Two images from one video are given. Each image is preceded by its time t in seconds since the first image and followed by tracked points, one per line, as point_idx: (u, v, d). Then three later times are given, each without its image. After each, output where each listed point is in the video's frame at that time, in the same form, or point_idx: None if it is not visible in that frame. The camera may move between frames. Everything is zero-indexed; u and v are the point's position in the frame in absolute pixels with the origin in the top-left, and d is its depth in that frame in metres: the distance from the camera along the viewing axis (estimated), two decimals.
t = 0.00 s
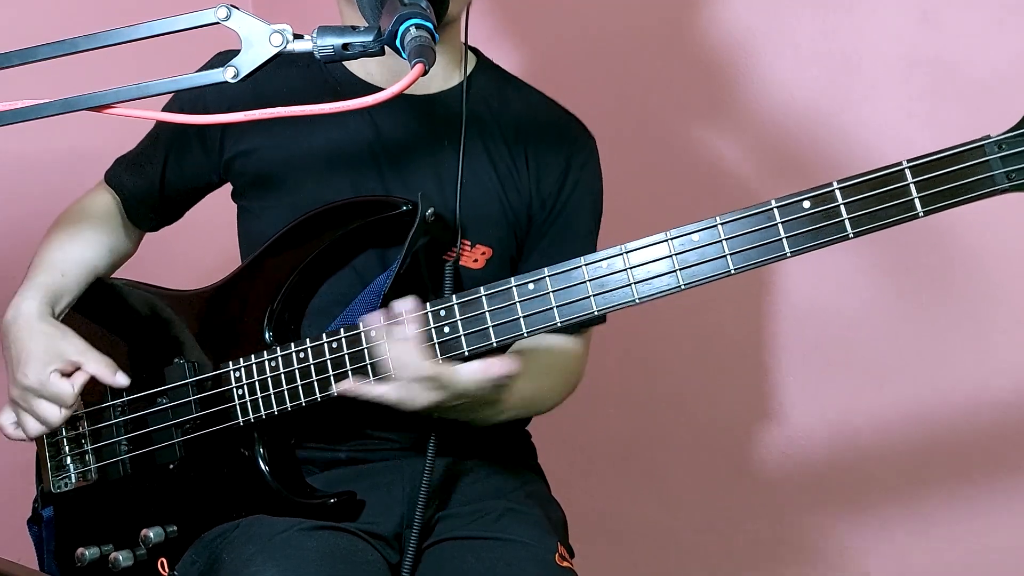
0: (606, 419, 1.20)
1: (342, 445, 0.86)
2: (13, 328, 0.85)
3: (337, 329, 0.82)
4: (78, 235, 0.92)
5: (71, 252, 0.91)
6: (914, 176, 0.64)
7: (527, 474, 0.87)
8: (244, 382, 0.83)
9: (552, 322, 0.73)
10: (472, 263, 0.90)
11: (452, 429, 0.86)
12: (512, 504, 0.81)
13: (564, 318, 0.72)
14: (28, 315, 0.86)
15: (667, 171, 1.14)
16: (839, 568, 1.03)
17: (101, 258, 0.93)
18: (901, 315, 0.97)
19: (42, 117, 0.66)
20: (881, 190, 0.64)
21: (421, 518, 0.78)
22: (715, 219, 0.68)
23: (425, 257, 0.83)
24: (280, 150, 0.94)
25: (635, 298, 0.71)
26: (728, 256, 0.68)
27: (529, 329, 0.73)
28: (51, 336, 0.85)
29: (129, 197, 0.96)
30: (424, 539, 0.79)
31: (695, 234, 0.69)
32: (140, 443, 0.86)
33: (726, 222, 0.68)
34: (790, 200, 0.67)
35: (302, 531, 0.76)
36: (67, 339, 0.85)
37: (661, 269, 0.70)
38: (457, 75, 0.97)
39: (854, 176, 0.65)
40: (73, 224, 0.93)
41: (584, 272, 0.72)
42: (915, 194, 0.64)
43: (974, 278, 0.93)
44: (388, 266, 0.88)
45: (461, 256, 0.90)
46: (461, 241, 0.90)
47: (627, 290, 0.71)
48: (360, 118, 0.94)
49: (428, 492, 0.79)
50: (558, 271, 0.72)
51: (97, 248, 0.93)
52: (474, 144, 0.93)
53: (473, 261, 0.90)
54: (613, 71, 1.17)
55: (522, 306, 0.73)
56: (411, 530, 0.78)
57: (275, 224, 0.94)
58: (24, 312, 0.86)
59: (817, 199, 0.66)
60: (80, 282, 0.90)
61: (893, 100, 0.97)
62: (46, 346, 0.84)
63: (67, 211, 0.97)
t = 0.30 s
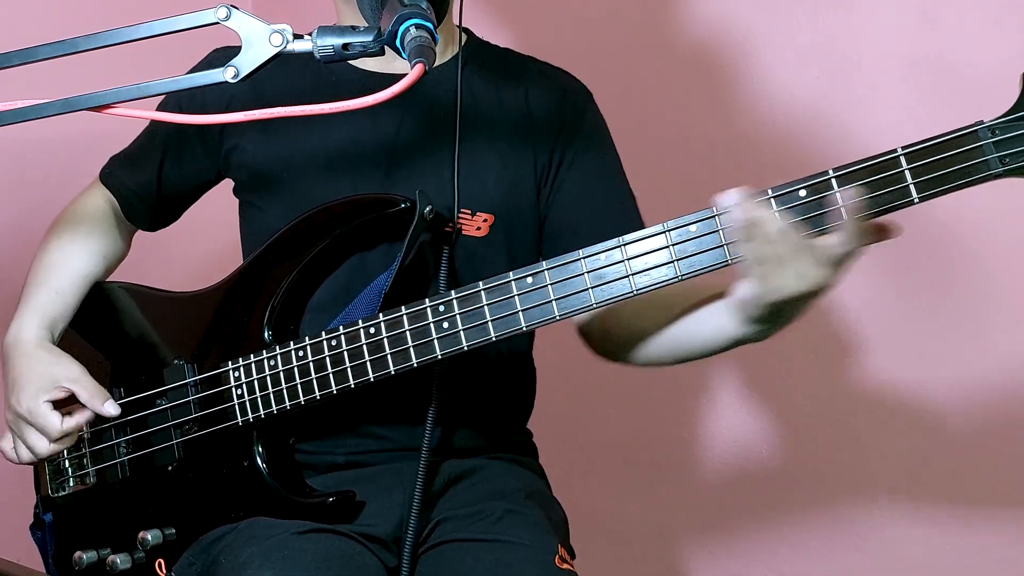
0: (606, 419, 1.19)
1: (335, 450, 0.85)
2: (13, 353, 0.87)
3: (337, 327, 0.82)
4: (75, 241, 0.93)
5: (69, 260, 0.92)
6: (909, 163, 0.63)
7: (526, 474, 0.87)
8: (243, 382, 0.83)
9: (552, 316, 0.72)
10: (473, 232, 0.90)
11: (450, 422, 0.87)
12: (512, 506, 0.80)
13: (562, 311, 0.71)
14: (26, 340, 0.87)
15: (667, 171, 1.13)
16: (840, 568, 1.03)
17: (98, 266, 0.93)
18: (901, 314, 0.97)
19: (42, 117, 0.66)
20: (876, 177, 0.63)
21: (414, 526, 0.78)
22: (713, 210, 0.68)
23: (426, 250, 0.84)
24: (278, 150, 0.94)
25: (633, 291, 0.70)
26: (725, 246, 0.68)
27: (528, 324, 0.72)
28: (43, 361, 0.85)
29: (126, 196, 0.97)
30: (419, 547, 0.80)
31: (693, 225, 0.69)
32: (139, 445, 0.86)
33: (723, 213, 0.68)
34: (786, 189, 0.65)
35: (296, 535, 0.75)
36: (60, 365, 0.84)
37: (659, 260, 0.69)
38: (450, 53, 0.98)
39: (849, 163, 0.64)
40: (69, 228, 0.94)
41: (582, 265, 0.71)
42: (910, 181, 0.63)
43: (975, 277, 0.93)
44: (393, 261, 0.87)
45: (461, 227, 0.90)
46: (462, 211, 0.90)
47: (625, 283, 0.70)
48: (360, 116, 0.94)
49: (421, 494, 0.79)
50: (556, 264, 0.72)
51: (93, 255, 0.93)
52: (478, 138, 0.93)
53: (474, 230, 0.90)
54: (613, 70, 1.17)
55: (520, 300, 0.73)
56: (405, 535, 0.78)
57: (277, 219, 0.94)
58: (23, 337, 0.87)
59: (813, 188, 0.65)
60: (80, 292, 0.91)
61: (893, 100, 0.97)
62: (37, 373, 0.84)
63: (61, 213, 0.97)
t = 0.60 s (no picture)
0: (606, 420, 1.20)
1: (337, 447, 0.85)
2: (65, 366, 0.85)
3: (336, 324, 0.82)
4: (71, 237, 0.92)
5: (60, 257, 0.91)
6: (901, 158, 0.64)
7: (526, 474, 0.87)
8: (242, 382, 0.83)
9: (550, 313, 0.72)
10: (476, 237, 0.90)
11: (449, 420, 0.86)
12: (512, 507, 0.80)
13: (561, 307, 0.71)
14: (77, 349, 0.86)
15: (667, 171, 1.13)
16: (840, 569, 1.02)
17: (89, 261, 0.92)
18: (901, 314, 0.97)
19: (41, 118, 0.66)
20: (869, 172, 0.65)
21: (417, 526, 0.78)
22: (709, 207, 0.68)
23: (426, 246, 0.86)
24: (277, 151, 0.94)
25: (632, 287, 0.70)
26: (723, 241, 0.68)
27: (527, 320, 0.72)
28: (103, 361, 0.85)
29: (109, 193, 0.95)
30: (419, 546, 0.79)
31: (689, 221, 0.69)
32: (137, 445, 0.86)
33: (720, 208, 0.68)
34: (781, 184, 0.67)
35: (297, 535, 0.75)
36: (125, 357, 0.86)
37: (656, 256, 0.69)
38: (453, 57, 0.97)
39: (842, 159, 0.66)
40: (58, 224, 0.92)
41: (581, 261, 0.71)
42: (901, 175, 0.65)
43: (975, 278, 0.93)
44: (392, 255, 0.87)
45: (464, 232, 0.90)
46: (464, 218, 0.90)
47: (623, 279, 0.70)
48: (359, 116, 0.94)
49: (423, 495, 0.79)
50: (554, 260, 0.72)
51: (85, 250, 0.92)
52: (482, 139, 0.93)
53: (477, 235, 0.90)
54: (613, 71, 1.17)
55: (519, 297, 0.73)
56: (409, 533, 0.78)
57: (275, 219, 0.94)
58: (71, 345, 0.86)
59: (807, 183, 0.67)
60: (82, 288, 0.90)
61: (893, 100, 0.97)
62: (112, 373, 0.84)
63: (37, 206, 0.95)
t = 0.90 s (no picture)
0: (607, 420, 1.20)
1: (343, 444, 0.85)
2: (66, 360, 0.85)
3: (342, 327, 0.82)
4: (72, 235, 0.92)
5: (60, 253, 0.91)
6: (916, 176, 0.64)
7: (527, 473, 0.87)
8: (247, 380, 0.83)
9: (559, 320, 0.72)
10: (474, 251, 0.91)
11: (456, 422, 0.87)
12: (512, 505, 0.81)
13: (571, 315, 0.72)
14: (79, 342, 0.86)
15: (668, 172, 1.14)
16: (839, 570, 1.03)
17: (92, 258, 0.92)
18: (900, 315, 0.97)
19: (41, 118, 0.66)
20: (884, 190, 0.64)
21: (424, 522, 0.78)
22: (722, 219, 0.68)
23: (429, 253, 0.87)
24: (279, 151, 0.94)
25: (642, 297, 0.70)
26: (734, 254, 0.68)
27: (536, 327, 0.72)
28: (105, 354, 0.85)
29: (109, 194, 0.94)
30: (424, 541, 0.79)
31: (701, 233, 0.69)
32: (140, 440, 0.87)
33: (732, 221, 0.68)
34: (795, 199, 0.66)
35: (307, 530, 0.75)
36: (129, 353, 0.86)
37: (666, 267, 0.69)
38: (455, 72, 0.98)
39: (857, 176, 0.65)
40: (58, 221, 0.92)
41: (591, 269, 0.71)
42: (917, 194, 0.64)
43: (976, 279, 0.93)
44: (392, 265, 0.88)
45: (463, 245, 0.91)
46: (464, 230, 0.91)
47: (633, 289, 0.70)
48: (361, 118, 0.94)
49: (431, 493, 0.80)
50: (564, 268, 0.72)
51: (87, 248, 0.92)
52: (482, 143, 0.94)
53: (476, 249, 0.91)
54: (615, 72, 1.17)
55: (528, 303, 0.73)
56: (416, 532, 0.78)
57: (277, 222, 0.94)
58: (72, 340, 0.86)
59: (821, 199, 0.66)
60: (87, 282, 0.91)
61: (894, 101, 0.97)
62: (114, 366, 0.84)
63: (35, 206, 0.95)
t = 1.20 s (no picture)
0: (607, 420, 1.21)
1: (347, 444, 0.86)
2: (69, 357, 0.85)
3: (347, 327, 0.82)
4: (76, 233, 0.92)
5: (63, 251, 0.91)
6: (925, 187, 0.64)
7: (527, 473, 0.88)
8: (252, 380, 0.84)
9: (563, 325, 0.72)
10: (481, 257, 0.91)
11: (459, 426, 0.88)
12: (513, 505, 0.81)
13: (575, 320, 0.72)
14: (83, 339, 0.86)
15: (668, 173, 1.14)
16: (840, 569, 1.03)
17: (96, 258, 0.93)
18: (899, 314, 0.98)
19: (41, 118, 0.66)
20: (893, 200, 0.65)
21: (427, 518, 0.78)
22: (728, 226, 0.69)
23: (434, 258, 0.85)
24: (281, 150, 0.94)
25: (645, 303, 0.71)
26: (739, 263, 0.68)
27: (540, 331, 0.73)
28: (109, 351, 0.85)
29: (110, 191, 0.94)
30: (428, 538, 0.80)
31: (706, 240, 0.69)
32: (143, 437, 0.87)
33: (738, 229, 0.68)
34: (803, 208, 0.67)
35: (308, 529, 0.76)
36: (133, 351, 0.86)
37: (671, 274, 0.70)
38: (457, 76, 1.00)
39: (866, 186, 0.65)
40: (62, 221, 0.92)
41: (595, 275, 0.72)
42: (924, 206, 0.64)
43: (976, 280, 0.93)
44: (397, 268, 0.88)
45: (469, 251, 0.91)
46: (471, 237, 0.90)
47: (638, 295, 0.71)
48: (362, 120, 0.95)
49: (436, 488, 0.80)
50: (568, 272, 0.72)
51: (90, 247, 0.92)
52: (484, 150, 0.95)
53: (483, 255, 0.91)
54: (614, 73, 1.17)
55: (532, 307, 0.73)
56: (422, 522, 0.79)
57: (274, 227, 0.94)
58: (75, 337, 0.86)
59: (829, 208, 0.66)
60: (90, 280, 0.91)
61: (894, 101, 0.98)
62: (117, 364, 0.84)
63: (40, 205, 0.95)
